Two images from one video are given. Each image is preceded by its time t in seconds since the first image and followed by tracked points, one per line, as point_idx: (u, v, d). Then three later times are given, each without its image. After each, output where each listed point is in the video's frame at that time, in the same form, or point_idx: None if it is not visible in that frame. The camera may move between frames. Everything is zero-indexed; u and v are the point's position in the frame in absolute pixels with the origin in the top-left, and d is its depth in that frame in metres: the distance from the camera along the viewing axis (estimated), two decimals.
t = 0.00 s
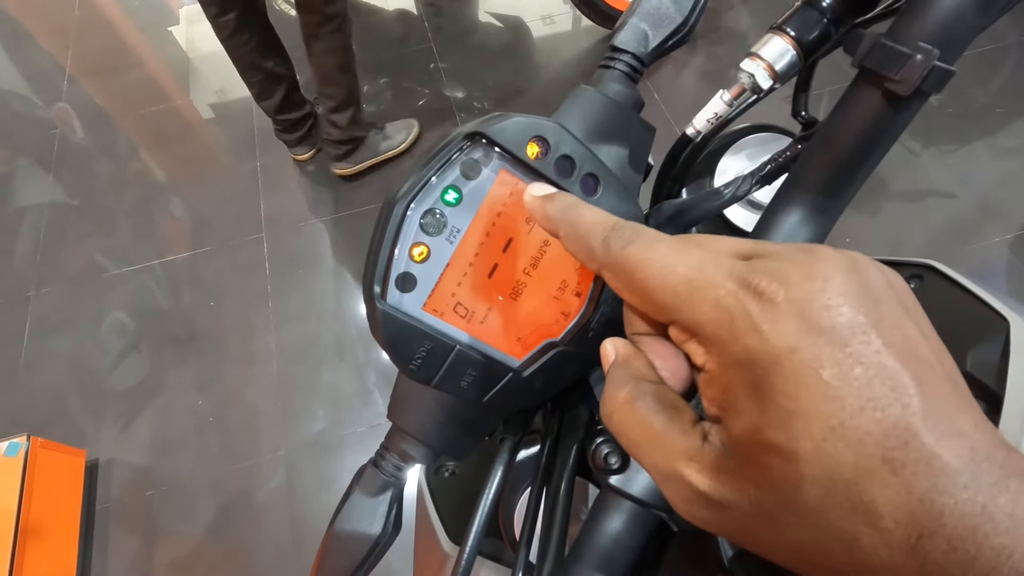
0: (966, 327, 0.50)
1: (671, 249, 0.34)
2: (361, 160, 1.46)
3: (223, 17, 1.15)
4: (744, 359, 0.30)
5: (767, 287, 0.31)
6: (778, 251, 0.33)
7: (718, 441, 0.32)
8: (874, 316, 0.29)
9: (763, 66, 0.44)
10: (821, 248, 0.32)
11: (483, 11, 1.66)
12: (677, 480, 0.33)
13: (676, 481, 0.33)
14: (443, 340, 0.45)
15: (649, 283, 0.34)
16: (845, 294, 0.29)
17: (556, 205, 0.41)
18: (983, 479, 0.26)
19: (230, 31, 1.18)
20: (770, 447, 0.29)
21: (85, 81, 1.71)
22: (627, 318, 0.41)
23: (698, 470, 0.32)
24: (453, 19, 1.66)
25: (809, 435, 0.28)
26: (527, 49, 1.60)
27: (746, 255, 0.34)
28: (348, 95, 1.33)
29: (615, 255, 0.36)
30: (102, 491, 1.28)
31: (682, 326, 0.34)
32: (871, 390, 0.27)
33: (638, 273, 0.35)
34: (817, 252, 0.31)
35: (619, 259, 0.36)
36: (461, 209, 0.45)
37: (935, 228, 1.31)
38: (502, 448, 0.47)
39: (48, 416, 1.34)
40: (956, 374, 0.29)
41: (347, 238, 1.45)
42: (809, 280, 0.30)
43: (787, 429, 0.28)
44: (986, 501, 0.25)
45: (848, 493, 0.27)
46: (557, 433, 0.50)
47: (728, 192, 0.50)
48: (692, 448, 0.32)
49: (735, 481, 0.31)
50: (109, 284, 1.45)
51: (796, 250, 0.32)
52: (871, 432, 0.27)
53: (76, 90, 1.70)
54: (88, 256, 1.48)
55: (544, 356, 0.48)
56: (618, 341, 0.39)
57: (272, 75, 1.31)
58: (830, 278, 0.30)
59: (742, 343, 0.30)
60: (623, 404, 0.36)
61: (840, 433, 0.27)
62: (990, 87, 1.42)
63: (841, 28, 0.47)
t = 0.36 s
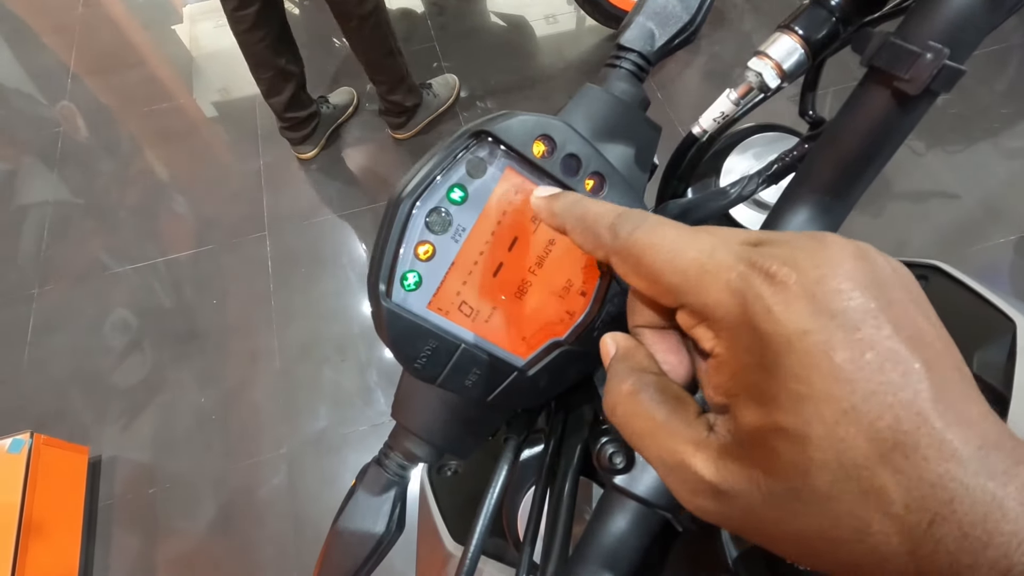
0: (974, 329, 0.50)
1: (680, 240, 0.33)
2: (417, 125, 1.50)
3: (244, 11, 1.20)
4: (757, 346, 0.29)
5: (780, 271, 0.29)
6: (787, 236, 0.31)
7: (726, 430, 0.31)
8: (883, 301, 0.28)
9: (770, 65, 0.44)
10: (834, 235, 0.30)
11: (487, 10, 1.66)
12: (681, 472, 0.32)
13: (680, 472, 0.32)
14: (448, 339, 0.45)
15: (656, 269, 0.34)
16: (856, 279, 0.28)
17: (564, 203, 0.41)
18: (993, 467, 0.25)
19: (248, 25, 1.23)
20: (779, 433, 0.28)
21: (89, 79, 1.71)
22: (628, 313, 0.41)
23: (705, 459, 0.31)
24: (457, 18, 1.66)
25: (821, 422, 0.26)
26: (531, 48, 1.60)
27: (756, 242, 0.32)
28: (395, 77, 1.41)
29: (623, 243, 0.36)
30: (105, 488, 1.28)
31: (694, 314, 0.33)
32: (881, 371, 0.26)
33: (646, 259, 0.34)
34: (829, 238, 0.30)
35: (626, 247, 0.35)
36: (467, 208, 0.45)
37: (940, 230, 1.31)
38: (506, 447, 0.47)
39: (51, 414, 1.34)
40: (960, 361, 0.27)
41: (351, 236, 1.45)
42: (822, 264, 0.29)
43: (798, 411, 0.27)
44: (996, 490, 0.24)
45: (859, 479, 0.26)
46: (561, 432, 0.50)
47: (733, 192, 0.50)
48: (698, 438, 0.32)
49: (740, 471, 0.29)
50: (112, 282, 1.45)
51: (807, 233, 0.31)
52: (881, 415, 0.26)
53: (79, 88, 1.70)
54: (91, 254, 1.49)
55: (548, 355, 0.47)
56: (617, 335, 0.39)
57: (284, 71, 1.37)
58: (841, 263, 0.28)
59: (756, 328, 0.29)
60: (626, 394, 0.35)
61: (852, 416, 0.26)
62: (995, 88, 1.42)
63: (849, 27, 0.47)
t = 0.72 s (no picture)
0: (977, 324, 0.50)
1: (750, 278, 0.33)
2: (420, 123, 1.50)
3: (261, 8, 1.21)
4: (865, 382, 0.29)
5: (874, 304, 0.29)
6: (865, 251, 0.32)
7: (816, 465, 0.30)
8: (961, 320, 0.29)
9: (772, 59, 0.44)
10: (905, 247, 0.30)
11: (489, 8, 1.66)
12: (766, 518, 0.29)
13: (767, 517, 0.29)
14: (446, 334, 0.44)
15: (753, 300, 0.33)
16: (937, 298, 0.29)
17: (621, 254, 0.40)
18: None
19: (262, 22, 1.24)
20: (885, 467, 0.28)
21: (92, 77, 1.72)
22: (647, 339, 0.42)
23: (800, 504, 0.29)
24: (459, 17, 1.66)
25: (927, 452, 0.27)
26: (533, 46, 1.59)
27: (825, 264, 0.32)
28: (401, 76, 1.41)
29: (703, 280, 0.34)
30: (106, 485, 1.28)
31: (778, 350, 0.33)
32: (974, 399, 0.28)
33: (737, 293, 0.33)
34: (902, 256, 0.30)
35: (707, 283, 0.34)
36: (466, 202, 0.45)
37: (943, 230, 1.30)
38: (505, 443, 0.47)
39: (52, 411, 1.34)
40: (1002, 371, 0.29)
41: (353, 233, 1.46)
42: (903, 289, 0.29)
43: (912, 442, 0.27)
44: None
45: (950, 500, 0.27)
46: (560, 429, 0.50)
47: (734, 187, 0.49)
48: (783, 478, 0.29)
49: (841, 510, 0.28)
50: (114, 279, 1.46)
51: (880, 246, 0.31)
52: (970, 438, 0.27)
53: (83, 86, 1.71)
54: (94, 251, 1.49)
55: (548, 351, 0.47)
56: (643, 348, 0.37)
57: (293, 70, 1.37)
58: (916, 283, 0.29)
59: (861, 364, 0.29)
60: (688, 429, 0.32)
61: (953, 443, 0.27)
62: (998, 88, 1.41)
63: (851, 21, 0.46)
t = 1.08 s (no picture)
0: (978, 327, 0.50)
1: (723, 323, 0.30)
2: (422, 123, 1.50)
3: (272, 7, 1.20)
4: (840, 438, 0.26)
5: (850, 356, 0.26)
6: (834, 300, 0.29)
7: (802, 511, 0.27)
8: (937, 356, 0.27)
9: (775, 62, 0.44)
10: (886, 287, 0.29)
11: (492, 8, 1.67)
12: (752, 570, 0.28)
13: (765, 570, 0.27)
14: (450, 334, 0.45)
15: (712, 380, 0.30)
16: (908, 336, 0.27)
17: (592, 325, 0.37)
18: None
19: (274, 21, 1.23)
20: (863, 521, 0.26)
21: (96, 75, 1.72)
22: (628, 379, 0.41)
23: (790, 551, 0.27)
24: (462, 17, 1.66)
25: (899, 499, 0.25)
26: (536, 46, 1.60)
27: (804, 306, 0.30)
28: (406, 75, 1.40)
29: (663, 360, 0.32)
30: (109, 482, 1.29)
31: (750, 408, 0.30)
32: (946, 437, 0.25)
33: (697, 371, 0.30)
34: (885, 300, 0.28)
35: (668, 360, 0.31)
36: (470, 204, 0.45)
37: (945, 231, 1.30)
38: (508, 443, 0.47)
39: (56, 408, 1.35)
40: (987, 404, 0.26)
41: (356, 233, 1.46)
42: (880, 334, 0.27)
43: (885, 494, 0.25)
44: None
45: (927, 538, 0.25)
46: (562, 429, 0.50)
47: (737, 189, 0.49)
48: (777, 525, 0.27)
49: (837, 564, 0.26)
50: (117, 278, 1.46)
51: (853, 296, 0.29)
52: (940, 480, 0.25)
53: (87, 85, 1.71)
54: (97, 249, 1.50)
55: (551, 352, 0.47)
56: (634, 389, 0.35)
57: (303, 68, 1.37)
58: (892, 326, 0.27)
59: (837, 423, 0.26)
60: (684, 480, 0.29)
61: (927, 487, 0.25)
62: (1002, 89, 1.41)
63: (855, 25, 0.47)
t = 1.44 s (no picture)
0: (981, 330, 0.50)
1: (726, 290, 0.33)
2: (425, 123, 1.50)
3: (283, 9, 1.21)
4: (798, 415, 0.30)
5: (830, 341, 0.30)
6: (837, 293, 0.32)
7: (748, 466, 0.32)
8: (917, 367, 0.29)
9: (780, 68, 0.44)
10: (888, 288, 0.31)
11: (495, 8, 1.67)
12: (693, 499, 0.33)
13: (697, 499, 0.33)
14: (455, 338, 0.45)
15: (701, 331, 0.33)
16: (900, 338, 0.30)
17: (601, 257, 0.39)
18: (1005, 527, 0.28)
19: (286, 23, 1.23)
20: (804, 493, 0.30)
21: (99, 75, 1.73)
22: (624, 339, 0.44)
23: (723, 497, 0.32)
24: (465, 17, 1.67)
25: (847, 486, 0.29)
26: (539, 46, 1.60)
27: (803, 293, 0.33)
28: (409, 76, 1.41)
29: (658, 303, 0.35)
30: (112, 481, 1.29)
31: (726, 371, 0.33)
32: (913, 442, 0.29)
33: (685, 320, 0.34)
34: (886, 302, 0.31)
35: (664, 305, 0.35)
36: (476, 208, 0.45)
37: (949, 232, 1.30)
38: (513, 445, 0.47)
39: (59, 406, 1.35)
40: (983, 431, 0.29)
41: (359, 233, 1.46)
42: (868, 328, 0.30)
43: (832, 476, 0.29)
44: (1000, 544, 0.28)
45: (866, 533, 0.29)
46: (567, 432, 0.50)
47: (742, 194, 0.49)
48: (721, 472, 0.33)
49: (760, 511, 0.31)
50: (120, 277, 1.47)
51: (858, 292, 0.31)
52: (899, 482, 0.28)
53: (90, 84, 1.72)
54: (101, 248, 1.50)
55: (556, 355, 0.47)
56: (637, 321, 0.38)
57: (312, 68, 1.37)
58: (884, 323, 0.30)
59: (802, 398, 0.30)
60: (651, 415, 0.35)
61: (877, 486, 0.28)
62: (1006, 90, 1.41)
63: (862, 29, 0.46)
